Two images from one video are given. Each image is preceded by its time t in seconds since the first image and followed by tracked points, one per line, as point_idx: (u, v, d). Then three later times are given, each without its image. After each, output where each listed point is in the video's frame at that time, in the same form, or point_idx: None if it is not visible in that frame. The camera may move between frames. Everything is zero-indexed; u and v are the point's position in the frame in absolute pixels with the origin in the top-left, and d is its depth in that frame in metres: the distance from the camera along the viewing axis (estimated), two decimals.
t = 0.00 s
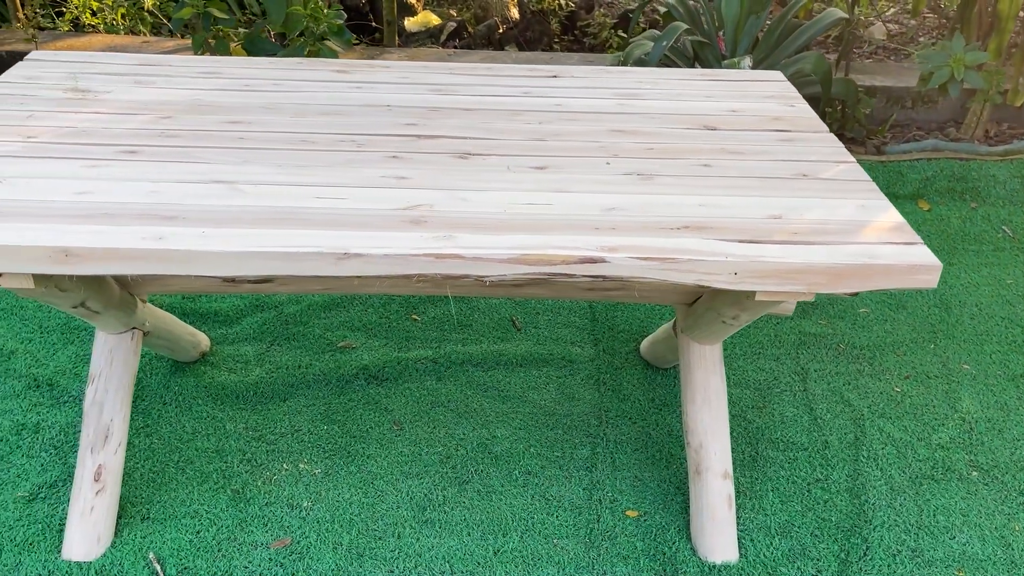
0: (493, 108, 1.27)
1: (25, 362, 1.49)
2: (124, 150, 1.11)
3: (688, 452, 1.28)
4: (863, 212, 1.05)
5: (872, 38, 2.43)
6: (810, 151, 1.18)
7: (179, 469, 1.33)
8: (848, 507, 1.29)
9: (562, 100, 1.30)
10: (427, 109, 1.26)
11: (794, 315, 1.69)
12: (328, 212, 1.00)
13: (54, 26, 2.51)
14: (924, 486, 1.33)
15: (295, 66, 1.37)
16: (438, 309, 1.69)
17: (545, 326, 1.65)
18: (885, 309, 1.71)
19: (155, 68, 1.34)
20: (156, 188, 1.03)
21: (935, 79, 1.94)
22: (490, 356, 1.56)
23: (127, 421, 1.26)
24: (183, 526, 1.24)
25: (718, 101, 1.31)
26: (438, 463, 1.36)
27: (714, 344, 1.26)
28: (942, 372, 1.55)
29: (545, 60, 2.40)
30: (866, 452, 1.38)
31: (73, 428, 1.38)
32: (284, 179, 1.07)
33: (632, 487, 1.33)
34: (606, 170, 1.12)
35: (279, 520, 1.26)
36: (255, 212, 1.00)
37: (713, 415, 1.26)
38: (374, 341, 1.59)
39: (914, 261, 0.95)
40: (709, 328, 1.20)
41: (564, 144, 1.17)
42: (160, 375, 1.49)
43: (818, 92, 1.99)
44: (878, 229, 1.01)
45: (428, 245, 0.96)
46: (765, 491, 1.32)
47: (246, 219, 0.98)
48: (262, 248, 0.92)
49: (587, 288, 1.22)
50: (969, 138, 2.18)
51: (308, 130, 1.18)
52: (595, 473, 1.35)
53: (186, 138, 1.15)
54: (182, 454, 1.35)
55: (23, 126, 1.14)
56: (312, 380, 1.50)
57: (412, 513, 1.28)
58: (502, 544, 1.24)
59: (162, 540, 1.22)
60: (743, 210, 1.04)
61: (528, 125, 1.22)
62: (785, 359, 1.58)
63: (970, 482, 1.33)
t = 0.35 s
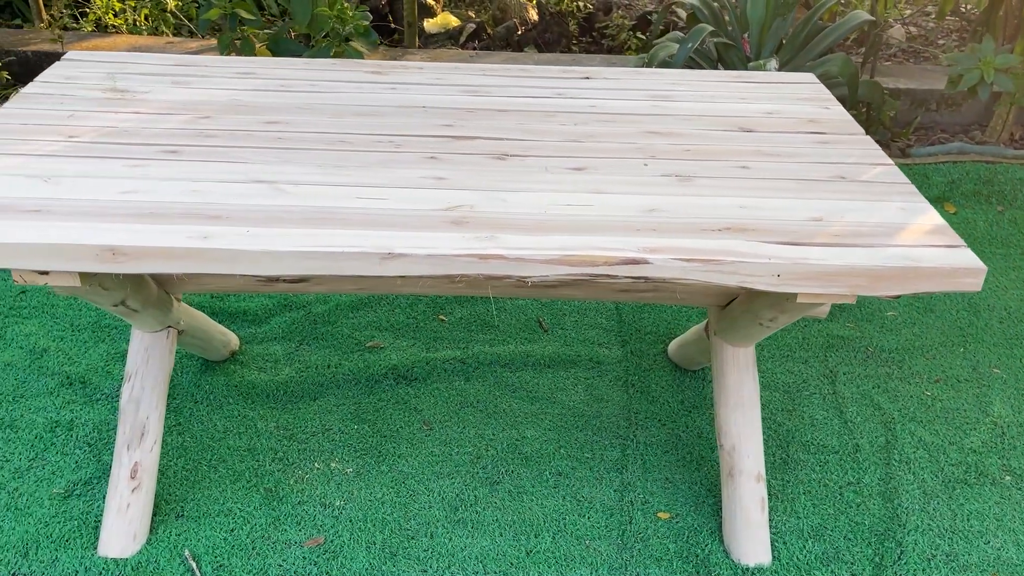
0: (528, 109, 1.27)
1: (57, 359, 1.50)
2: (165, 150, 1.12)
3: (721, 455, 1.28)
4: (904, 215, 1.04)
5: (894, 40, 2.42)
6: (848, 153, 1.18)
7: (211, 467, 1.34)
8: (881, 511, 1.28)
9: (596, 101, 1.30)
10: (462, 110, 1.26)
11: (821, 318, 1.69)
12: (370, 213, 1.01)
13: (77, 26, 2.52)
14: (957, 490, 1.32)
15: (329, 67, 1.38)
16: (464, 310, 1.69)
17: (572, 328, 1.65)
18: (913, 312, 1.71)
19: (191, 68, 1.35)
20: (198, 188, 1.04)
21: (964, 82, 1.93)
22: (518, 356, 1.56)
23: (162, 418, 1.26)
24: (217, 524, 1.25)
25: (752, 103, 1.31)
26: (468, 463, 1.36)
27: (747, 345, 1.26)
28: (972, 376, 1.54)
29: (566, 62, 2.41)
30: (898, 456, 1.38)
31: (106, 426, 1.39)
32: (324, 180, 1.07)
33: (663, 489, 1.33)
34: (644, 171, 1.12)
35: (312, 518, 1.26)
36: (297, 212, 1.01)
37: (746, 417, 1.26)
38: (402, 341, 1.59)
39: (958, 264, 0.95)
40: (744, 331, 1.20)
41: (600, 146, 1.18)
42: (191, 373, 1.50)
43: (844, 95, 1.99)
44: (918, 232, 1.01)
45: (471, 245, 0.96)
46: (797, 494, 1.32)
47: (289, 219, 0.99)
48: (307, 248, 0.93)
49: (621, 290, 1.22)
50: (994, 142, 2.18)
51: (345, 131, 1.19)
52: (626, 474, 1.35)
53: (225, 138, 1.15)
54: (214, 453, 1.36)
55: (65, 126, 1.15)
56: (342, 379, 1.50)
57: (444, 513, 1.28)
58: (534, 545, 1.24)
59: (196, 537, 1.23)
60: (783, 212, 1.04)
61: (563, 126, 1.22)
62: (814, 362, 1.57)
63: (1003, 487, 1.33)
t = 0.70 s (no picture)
0: (559, 110, 1.27)
1: (86, 358, 1.51)
2: (201, 150, 1.12)
3: (751, 457, 1.28)
4: (942, 218, 1.04)
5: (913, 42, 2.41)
6: (882, 156, 1.17)
7: (241, 466, 1.34)
8: (912, 515, 1.28)
9: (626, 103, 1.30)
10: (494, 111, 1.26)
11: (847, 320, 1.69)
12: (407, 214, 1.01)
13: (99, 27, 2.53)
14: (988, 495, 1.31)
15: (359, 68, 1.39)
16: (489, 311, 1.69)
17: (597, 330, 1.65)
18: (939, 316, 1.70)
19: (222, 68, 1.36)
20: (235, 188, 1.05)
21: (993, 85, 1.93)
22: (543, 358, 1.56)
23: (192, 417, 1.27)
24: (248, 523, 1.25)
25: (784, 105, 1.30)
26: (496, 464, 1.36)
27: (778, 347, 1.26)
28: (1001, 381, 1.53)
29: (586, 63, 2.41)
30: (928, 460, 1.37)
31: (135, 424, 1.40)
32: (360, 181, 1.08)
33: (692, 492, 1.33)
34: (678, 173, 1.12)
35: (342, 518, 1.27)
36: (334, 212, 1.01)
37: (777, 419, 1.25)
38: (428, 342, 1.60)
39: (999, 267, 0.94)
40: (776, 333, 1.20)
41: (633, 147, 1.18)
42: (219, 373, 1.50)
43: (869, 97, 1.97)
44: (961, 234, 1.00)
45: (509, 246, 0.96)
46: (827, 498, 1.31)
47: (327, 219, 1.00)
48: (346, 249, 0.93)
49: (652, 292, 1.22)
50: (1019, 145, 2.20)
51: (379, 132, 1.19)
52: (655, 476, 1.35)
53: (260, 138, 1.16)
54: (243, 452, 1.36)
55: (101, 126, 1.16)
56: (368, 379, 1.50)
57: (474, 514, 1.28)
58: (564, 547, 1.24)
59: (228, 536, 1.23)
60: (820, 215, 1.04)
61: (595, 128, 1.22)
62: (841, 366, 1.57)
63: None
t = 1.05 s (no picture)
0: (589, 115, 1.27)
1: (113, 359, 1.52)
2: (235, 154, 1.13)
3: (779, 462, 1.27)
4: (977, 224, 1.03)
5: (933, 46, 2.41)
6: (914, 161, 1.17)
7: (269, 467, 1.35)
8: (941, 522, 1.27)
9: (655, 107, 1.31)
10: (524, 115, 1.26)
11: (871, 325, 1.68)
12: (442, 219, 1.02)
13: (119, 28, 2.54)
14: (1017, 502, 1.31)
15: (388, 71, 1.39)
16: (512, 314, 1.70)
17: (620, 333, 1.65)
18: (964, 321, 1.70)
19: (252, 72, 1.37)
20: (270, 192, 1.05)
21: (1016, 89, 1.92)
22: (567, 361, 1.56)
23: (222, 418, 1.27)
24: (276, 524, 1.26)
25: (813, 110, 1.30)
26: (522, 467, 1.37)
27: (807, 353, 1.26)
28: None
29: (606, 66, 2.40)
30: (956, 466, 1.36)
31: (163, 425, 1.41)
32: (394, 185, 1.08)
33: (719, 497, 1.33)
34: (710, 178, 1.12)
35: (370, 520, 1.27)
36: (369, 216, 1.02)
37: (805, 424, 1.25)
38: (452, 344, 1.60)
39: None
40: (806, 338, 1.20)
41: (664, 152, 1.18)
42: (245, 374, 1.51)
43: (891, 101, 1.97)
44: (995, 241, 1.00)
45: (545, 251, 0.96)
46: (854, 504, 1.31)
47: (363, 223, 1.00)
48: (383, 253, 0.94)
49: (680, 296, 1.22)
50: None
51: (410, 136, 1.20)
52: (681, 481, 1.35)
53: (293, 142, 1.17)
54: (271, 454, 1.37)
55: (135, 130, 1.17)
56: (394, 382, 1.51)
57: (501, 517, 1.28)
58: (592, 550, 1.24)
59: (257, 537, 1.24)
60: (854, 220, 1.04)
61: (626, 132, 1.22)
62: (865, 371, 1.57)
63: None
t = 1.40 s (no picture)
0: (615, 116, 1.27)
1: (138, 358, 1.53)
2: (265, 154, 1.14)
3: (803, 465, 1.27)
4: (1009, 227, 1.03)
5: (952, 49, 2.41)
6: (943, 164, 1.17)
7: (293, 466, 1.35)
8: (966, 525, 1.27)
9: (681, 109, 1.31)
10: (550, 116, 1.27)
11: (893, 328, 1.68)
12: (472, 220, 1.02)
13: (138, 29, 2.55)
14: None
15: (413, 73, 1.40)
16: (532, 315, 1.70)
17: (641, 335, 1.65)
18: (986, 324, 1.69)
19: (279, 73, 1.37)
20: (301, 192, 1.06)
21: None
22: (589, 362, 1.57)
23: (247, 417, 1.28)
24: (302, 523, 1.26)
25: (839, 112, 1.30)
26: (545, 468, 1.37)
27: (833, 355, 1.25)
28: None
29: (623, 67, 2.40)
30: (981, 470, 1.36)
31: (188, 424, 1.42)
32: (423, 186, 1.09)
33: (742, 499, 1.33)
34: (738, 180, 1.12)
35: (395, 520, 1.27)
36: (400, 217, 1.02)
37: (830, 426, 1.25)
38: (473, 345, 1.60)
39: None
40: (832, 341, 1.20)
41: (692, 154, 1.18)
42: (268, 374, 1.52)
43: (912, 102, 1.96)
44: None
45: (576, 252, 0.96)
46: (879, 507, 1.31)
47: (394, 224, 1.00)
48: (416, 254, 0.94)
49: (705, 298, 1.21)
50: None
51: (438, 137, 1.20)
52: (704, 483, 1.35)
53: (322, 142, 1.17)
54: (296, 453, 1.38)
55: (165, 130, 1.18)
56: (416, 382, 1.52)
57: (525, 518, 1.28)
58: (616, 552, 1.24)
59: (283, 536, 1.24)
60: (885, 223, 1.04)
61: (653, 134, 1.23)
62: (888, 373, 1.56)
63: None
